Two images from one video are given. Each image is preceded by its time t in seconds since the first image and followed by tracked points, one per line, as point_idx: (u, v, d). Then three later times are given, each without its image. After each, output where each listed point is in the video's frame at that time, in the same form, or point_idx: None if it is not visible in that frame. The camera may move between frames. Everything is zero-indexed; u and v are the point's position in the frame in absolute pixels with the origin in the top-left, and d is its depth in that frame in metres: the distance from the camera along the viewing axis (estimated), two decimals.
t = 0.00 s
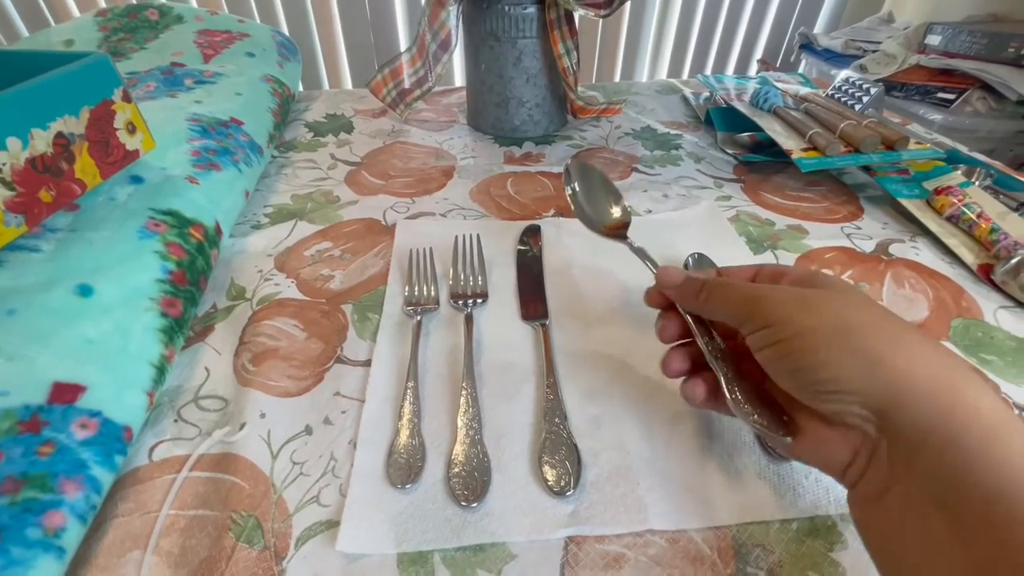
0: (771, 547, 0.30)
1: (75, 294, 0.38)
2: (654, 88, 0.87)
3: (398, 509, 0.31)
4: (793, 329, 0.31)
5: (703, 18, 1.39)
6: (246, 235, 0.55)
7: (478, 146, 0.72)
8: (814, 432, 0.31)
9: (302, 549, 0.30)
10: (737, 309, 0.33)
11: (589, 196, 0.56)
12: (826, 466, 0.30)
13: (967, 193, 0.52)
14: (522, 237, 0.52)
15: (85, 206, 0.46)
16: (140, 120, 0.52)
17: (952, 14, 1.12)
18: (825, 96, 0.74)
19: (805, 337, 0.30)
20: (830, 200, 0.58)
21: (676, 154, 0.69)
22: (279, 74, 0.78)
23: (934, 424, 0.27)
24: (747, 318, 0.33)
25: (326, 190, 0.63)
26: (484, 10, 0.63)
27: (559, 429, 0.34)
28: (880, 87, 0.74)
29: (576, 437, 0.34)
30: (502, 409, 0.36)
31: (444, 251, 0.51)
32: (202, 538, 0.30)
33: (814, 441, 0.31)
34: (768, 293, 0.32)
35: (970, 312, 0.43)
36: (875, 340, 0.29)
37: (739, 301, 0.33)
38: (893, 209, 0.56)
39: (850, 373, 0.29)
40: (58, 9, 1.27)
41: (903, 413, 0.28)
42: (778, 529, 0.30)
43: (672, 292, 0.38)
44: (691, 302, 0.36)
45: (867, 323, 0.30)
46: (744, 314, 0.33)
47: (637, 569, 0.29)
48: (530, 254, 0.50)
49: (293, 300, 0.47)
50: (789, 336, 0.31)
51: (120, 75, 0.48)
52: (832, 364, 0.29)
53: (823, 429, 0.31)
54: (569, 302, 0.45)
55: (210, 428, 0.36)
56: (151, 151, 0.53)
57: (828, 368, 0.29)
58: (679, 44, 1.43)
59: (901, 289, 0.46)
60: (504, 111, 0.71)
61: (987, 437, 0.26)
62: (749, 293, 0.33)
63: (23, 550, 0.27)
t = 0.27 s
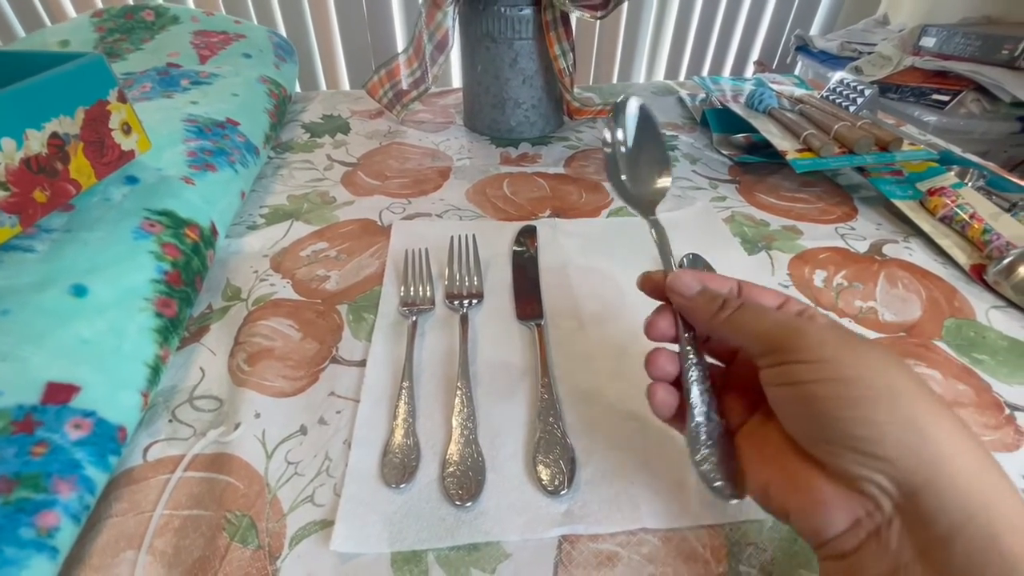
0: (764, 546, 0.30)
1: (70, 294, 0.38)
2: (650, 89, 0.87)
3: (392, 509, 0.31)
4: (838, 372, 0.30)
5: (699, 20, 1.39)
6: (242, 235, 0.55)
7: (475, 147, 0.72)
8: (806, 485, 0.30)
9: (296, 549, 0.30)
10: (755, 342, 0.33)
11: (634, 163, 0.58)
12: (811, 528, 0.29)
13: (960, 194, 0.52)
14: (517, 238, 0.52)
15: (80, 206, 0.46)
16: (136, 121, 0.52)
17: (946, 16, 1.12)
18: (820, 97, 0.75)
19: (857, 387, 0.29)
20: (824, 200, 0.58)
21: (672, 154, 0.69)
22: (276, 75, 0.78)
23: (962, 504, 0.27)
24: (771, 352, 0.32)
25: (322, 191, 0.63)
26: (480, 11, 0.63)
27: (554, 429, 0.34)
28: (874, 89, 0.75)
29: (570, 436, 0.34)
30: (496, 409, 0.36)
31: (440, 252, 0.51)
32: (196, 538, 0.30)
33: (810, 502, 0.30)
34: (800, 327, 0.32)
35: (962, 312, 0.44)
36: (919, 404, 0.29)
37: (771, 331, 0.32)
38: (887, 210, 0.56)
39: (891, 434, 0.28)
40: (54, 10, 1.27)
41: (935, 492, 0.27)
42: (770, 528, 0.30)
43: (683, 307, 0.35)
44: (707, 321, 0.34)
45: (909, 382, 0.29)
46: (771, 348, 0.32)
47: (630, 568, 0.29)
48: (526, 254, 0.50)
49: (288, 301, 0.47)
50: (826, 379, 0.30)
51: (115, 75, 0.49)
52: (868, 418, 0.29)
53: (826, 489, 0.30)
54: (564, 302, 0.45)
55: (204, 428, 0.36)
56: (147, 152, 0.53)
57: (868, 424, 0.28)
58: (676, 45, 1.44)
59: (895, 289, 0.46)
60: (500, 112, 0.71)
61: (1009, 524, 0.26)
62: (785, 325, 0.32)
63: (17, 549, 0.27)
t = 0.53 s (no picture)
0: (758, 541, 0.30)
1: (64, 293, 0.38)
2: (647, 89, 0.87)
3: (387, 507, 0.31)
4: (831, 414, 0.28)
5: (696, 21, 1.40)
6: (238, 235, 0.55)
7: (471, 147, 0.73)
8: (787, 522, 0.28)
9: (291, 547, 0.30)
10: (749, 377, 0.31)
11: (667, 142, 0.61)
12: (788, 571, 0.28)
13: (955, 192, 0.52)
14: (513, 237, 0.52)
15: (75, 206, 0.46)
16: (131, 120, 0.52)
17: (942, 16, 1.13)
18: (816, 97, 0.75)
19: (847, 430, 0.28)
20: (820, 199, 0.58)
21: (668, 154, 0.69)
22: (273, 75, 0.78)
23: (942, 556, 0.26)
24: (760, 390, 0.30)
25: (319, 191, 0.63)
26: (476, 11, 0.63)
27: (549, 426, 0.35)
28: (870, 88, 0.75)
29: (565, 433, 0.34)
30: (492, 407, 0.36)
31: (436, 251, 0.51)
32: (191, 536, 0.30)
33: (791, 543, 0.28)
34: (792, 364, 0.30)
35: (956, 309, 0.44)
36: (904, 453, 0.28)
37: (762, 367, 0.31)
38: (882, 209, 0.57)
39: (877, 479, 0.27)
40: (52, 11, 1.27)
41: (915, 543, 0.27)
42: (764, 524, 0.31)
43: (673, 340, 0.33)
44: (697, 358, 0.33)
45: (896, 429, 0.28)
46: (761, 385, 0.30)
47: (625, 564, 0.29)
48: (522, 253, 0.50)
49: (284, 300, 0.47)
50: (818, 421, 0.28)
51: (110, 75, 0.49)
52: (857, 463, 0.27)
53: (807, 530, 0.28)
54: (559, 300, 0.45)
55: (199, 427, 0.36)
56: (143, 151, 0.53)
57: (857, 470, 0.27)
58: (673, 46, 1.44)
59: (889, 287, 0.46)
60: (497, 112, 0.71)
61: None
62: (777, 362, 0.31)
63: (10, 548, 0.27)
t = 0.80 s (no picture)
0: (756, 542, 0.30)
1: (61, 296, 0.38)
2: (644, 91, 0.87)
3: (385, 509, 0.31)
4: (811, 435, 0.27)
5: (693, 22, 1.40)
6: (236, 237, 0.55)
7: (469, 149, 0.73)
8: (763, 532, 0.29)
9: (288, 549, 0.30)
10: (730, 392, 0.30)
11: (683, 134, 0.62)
12: None
13: (951, 193, 0.52)
14: (511, 239, 0.52)
15: (72, 209, 0.46)
16: (128, 123, 0.52)
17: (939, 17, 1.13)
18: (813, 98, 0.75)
19: (827, 450, 0.27)
20: (817, 200, 0.58)
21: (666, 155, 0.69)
22: (271, 77, 0.78)
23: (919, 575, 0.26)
24: (742, 406, 0.30)
25: (317, 193, 0.63)
26: (474, 13, 0.63)
27: (547, 428, 0.34)
28: (867, 89, 0.75)
29: (562, 434, 0.34)
30: (489, 408, 0.36)
31: (434, 253, 0.51)
32: (188, 539, 0.30)
33: (766, 553, 0.28)
34: (775, 379, 0.30)
35: (953, 310, 0.44)
36: (884, 473, 0.27)
37: (747, 381, 0.30)
38: (879, 209, 0.57)
39: (853, 502, 0.27)
40: (50, 14, 1.27)
41: (892, 560, 0.26)
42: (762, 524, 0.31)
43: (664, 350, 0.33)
44: (684, 369, 0.33)
45: (879, 446, 0.28)
46: (743, 400, 0.30)
47: (623, 566, 0.29)
48: (520, 255, 0.50)
49: (282, 302, 0.47)
50: (798, 442, 0.28)
51: (108, 78, 0.49)
52: (833, 486, 0.27)
53: (783, 542, 0.28)
54: (557, 302, 0.45)
55: (197, 430, 0.36)
56: (140, 154, 0.53)
57: (833, 493, 0.27)
58: (671, 47, 1.44)
59: (887, 287, 0.46)
60: (494, 114, 0.71)
61: None
62: (760, 377, 0.30)
63: (6, 552, 0.27)
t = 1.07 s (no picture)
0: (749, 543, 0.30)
1: (60, 302, 0.38)
2: (641, 93, 0.88)
3: (381, 512, 0.31)
4: (781, 448, 0.28)
5: (690, 24, 1.40)
6: (234, 241, 0.55)
7: (466, 152, 0.73)
8: (739, 542, 0.29)
9: (285, 552, 0.30)
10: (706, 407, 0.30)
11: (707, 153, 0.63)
12: None
13: (944, 195, 0.53)
14: (507, 242, 0.52)
15: (71, 214, 0.46)
16: (126, 129, 0.52)
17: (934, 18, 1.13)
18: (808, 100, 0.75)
19: (797, 463, 0.28)
20: (811, 202, 0.59)
21: (662, 157, 0.70)
22: (268, 82, 0.79)
23: None
24: (717, 420, 0.30)
25: (314, 197, 0.63)
26: (470, 17, 0.63)
27: (542, 430, 0.35)
28: (861, 91, 0.75)
29: (557, 437, 0.35)
30: (485, 411, 0.36)
31: (430, 256, 0.51)
32: (185, 542, 0.30)
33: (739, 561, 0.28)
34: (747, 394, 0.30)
35: (946, 311, 0.44)
36: (852, 482, 0.28)
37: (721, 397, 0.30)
38: (873, 211, 0.57)
39: (822, 512, 0.27)
40: (48, 19, 1.28)
41: (870, 563, 0.27)
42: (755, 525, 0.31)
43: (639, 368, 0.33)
44: (660, 386, 0.32)
45: (849, 457, 0.28)
46: (717, 414, 0.30)
47: (617, 566, 0.29)
48: (516, 258, 0.50)
49: (279, 306, 0.47)
50: (769, 456, 0.28)
51: (106, 84, 0.49)
52: (802, 498, 0.27)
53: (758, 551, 0.28)
54: (553, 305, 0.45)
55: (195, 434, 0.36)
56: (138, 159, 0.53)
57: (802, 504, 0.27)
58: (668, 49, 1.45)
59: (880, 289, 0.46)
60: (491, 118, 0.72)
61: None
62: (732, 393, 0.30)
63: (6, 556, 0.27)
